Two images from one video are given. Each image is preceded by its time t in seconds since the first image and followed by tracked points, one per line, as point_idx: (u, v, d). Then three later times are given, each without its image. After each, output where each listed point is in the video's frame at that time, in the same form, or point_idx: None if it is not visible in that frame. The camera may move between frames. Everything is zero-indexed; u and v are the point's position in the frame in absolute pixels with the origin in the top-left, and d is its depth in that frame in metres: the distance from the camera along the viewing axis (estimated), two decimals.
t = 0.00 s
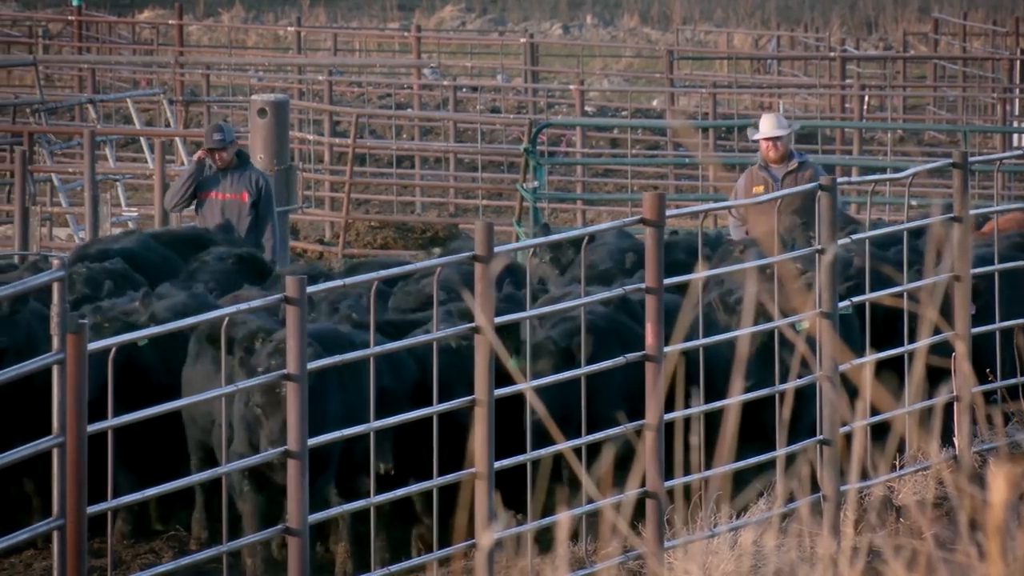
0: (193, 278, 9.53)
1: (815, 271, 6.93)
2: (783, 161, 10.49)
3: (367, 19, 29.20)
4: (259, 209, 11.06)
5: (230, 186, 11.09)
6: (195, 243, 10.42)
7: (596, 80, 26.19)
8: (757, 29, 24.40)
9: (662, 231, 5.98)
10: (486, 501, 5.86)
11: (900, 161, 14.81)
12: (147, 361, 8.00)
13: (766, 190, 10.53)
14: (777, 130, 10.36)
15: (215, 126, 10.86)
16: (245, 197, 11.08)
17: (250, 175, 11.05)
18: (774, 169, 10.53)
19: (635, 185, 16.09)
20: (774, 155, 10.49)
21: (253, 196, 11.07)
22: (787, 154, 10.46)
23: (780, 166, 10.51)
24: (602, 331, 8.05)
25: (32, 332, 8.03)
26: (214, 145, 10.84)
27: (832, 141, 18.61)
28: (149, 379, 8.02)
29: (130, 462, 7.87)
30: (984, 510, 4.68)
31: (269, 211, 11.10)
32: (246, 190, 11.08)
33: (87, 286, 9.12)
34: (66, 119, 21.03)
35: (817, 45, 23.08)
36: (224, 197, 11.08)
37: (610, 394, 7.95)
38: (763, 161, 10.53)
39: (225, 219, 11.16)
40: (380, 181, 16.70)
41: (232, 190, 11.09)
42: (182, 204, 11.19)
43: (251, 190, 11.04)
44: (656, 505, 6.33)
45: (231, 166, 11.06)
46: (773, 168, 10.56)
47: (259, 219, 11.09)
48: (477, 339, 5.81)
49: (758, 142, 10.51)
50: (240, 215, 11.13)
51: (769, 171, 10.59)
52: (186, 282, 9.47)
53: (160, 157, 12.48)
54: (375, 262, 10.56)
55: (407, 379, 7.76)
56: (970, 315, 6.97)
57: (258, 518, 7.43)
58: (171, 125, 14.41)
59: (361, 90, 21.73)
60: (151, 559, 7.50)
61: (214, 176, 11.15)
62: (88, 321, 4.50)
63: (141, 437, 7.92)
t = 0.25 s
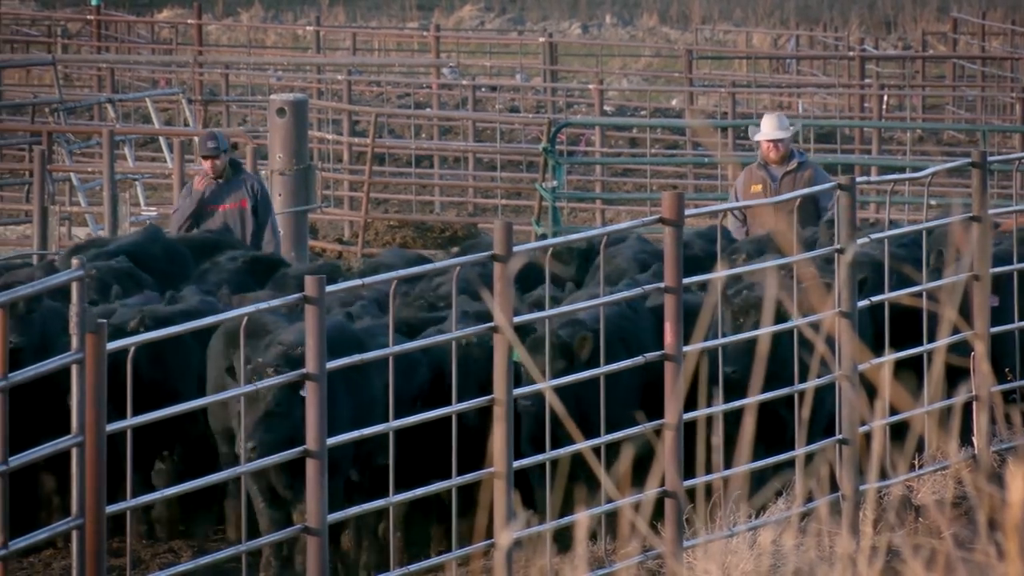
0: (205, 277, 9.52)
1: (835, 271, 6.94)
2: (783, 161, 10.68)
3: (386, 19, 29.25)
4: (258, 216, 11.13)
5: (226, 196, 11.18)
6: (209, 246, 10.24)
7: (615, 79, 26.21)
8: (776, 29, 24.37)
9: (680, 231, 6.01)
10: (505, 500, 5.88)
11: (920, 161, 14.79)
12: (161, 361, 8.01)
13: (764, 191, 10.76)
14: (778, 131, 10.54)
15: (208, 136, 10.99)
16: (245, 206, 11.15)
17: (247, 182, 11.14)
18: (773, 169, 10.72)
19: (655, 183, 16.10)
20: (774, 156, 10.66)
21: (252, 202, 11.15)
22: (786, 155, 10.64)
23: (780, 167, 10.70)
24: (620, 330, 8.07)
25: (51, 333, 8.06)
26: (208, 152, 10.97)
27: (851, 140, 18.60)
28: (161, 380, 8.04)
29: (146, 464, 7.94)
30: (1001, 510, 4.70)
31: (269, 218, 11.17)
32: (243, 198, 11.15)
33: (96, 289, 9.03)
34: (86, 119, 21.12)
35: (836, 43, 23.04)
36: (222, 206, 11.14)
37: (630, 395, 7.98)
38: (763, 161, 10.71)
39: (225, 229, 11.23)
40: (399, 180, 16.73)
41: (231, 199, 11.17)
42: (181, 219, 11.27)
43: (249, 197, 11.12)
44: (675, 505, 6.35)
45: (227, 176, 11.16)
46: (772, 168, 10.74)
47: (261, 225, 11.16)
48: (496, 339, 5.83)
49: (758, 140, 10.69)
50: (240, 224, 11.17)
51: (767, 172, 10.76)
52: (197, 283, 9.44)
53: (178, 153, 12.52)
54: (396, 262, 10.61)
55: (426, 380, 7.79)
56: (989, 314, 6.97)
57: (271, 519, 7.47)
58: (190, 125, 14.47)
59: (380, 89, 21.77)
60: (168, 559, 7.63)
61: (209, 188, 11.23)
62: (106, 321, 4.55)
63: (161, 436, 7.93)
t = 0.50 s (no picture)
0: (218, 276, 9.50)
1: (854, 270, 6.94)
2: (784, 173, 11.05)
3: (405, 18, 29.28)
4: (262, 202, 11.38)
5: (228, 184, 11.36)
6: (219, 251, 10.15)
7: (635, 79, 26.21)
8: (796, 29, 24.35)
9: (699, 230, 6.02)
10: (523, 500, 5.90)
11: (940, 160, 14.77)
12: (181, 361, 8.04)
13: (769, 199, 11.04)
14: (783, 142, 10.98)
15: (209, 126, 11.19)
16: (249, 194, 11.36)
17: (248, 168, 11.37)
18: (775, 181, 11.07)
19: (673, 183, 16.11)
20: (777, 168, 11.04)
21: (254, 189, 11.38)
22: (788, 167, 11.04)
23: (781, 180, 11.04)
24: (638, 330, 8.08)
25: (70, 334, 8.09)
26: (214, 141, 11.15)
27: (871, 139, 18.58)
28: (172, 380, 8.04)
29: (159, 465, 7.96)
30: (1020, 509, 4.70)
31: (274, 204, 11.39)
32: (246, 185, 11.38)
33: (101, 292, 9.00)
34: (106, 118, 21.20)
35: (856, 43, 23.01)
36: (226, 194, 11.32)
37: (649, 394, 7.98)
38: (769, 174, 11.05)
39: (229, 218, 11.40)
40: (418, 180, 16.76)
41: (233, 188, 11.38)
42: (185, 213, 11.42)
43: (252, 182, 11.35)
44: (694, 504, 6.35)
45: (228, 165, 11.37)
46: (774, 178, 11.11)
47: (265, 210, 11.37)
48: (515, 339, 5.85)
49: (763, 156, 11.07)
50: (244, 212, 11.37)
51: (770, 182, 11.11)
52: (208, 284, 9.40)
53: (195, 148, 12.55)
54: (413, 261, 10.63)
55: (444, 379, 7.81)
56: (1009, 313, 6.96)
57: (292, 518, 7.49)
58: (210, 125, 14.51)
59: (400, 88, 21.81)
60: (188, 559, 7.56)
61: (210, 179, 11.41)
62: (126, 320, 4.57)
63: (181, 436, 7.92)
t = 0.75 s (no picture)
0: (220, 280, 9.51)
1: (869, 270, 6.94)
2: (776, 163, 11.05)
3: (420, 18, 29.30)
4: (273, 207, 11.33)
5: (239, 187, 11.31)
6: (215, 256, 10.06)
7: (650, 78, 26.20)
8: (811, 28, 24.32)
9: (714, 229, 6.03)
10: (539, 500, 5.92)
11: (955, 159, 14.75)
12: (196, 362, 8.08)
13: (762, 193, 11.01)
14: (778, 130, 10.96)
15: (228, 130, 11.09)
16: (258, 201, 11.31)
17: (261, 177, 11.30)
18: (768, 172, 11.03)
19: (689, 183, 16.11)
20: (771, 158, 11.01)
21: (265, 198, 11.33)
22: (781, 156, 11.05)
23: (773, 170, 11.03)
24: (652, 330, 8.09)
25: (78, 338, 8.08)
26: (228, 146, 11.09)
27: (886, 138, 18.56)
28: (188, 380, 8.08)
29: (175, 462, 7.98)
30: None
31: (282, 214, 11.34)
32: (257, 190, 11.32)
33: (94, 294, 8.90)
34: (122, 118, 21.29)
35: (872, 42, 22.98)
36: (236, 197, 11.27)
37: (663, 394, 7.99)
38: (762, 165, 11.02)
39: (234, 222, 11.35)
40: (433, 180, 16.78)
41: (243, 194, 11.31)
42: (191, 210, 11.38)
43: (263, 192, 11.30)
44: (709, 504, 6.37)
45: (241, 170, 11.29)
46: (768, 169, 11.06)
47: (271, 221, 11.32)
48: (530, 338, 5.86)
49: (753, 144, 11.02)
50: (252, 216, 11.30)
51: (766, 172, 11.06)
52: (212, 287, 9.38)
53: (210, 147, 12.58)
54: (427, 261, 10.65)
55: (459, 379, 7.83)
56: None
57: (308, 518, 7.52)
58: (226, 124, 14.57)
59: (415, 87, 21.83)
60: (203, 558, 7.66)
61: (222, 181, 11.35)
62: (141, 320, 4.60)
63: (196, 437, 7.99)
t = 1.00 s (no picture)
0: (225, 281, 9.51)
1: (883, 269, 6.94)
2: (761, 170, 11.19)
3: (434, 17, 29.31)
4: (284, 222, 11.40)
5: (255, 197, 11.34)
6: (214, 260, 10.01)
7: (663, 78, 26.20)
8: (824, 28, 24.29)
9: (728, 230, 6.03)
10: (553, 499, 5.93)
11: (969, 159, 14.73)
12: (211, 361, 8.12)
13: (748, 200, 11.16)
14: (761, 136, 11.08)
15: (251, 137, 11.09)
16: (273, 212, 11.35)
17: (278, 189, 11.34)
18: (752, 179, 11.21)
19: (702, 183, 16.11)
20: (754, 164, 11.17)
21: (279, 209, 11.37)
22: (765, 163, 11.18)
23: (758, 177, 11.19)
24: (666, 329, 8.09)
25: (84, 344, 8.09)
26: (250, 151, 11.11)
27: (900, 138, 18.54)
28: (202, 380, 8.12)
29: (188, 463, 8.02)
30: None
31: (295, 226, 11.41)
32: (271, 204, 11.36)
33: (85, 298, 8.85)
34: (135, 117, 21.35)
35: (885, 42, 22.95)
36: (251, 208, 11.30)
37: (677, 394, 8.00)
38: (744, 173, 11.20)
39: (246, 229, 11.40)
40: (446, 180, 16.79)
41: (259, 203, 11.34)
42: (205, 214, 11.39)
43: (278, 204, 11.34)
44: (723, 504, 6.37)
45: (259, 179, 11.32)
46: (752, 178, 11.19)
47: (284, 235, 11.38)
48: (544, 338, 5.87)
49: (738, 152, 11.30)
50: (264, 227, 11.36)
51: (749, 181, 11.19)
52: (218, 289, 9.38)
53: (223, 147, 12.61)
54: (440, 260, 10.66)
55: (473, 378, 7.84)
56: None
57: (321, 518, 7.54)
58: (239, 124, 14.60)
59: (428, 87, 21.85)
60: (216, 558, 7.71)
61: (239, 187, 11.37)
62: (154, 320, 4.61)
63: (208, 437, 8.03)
